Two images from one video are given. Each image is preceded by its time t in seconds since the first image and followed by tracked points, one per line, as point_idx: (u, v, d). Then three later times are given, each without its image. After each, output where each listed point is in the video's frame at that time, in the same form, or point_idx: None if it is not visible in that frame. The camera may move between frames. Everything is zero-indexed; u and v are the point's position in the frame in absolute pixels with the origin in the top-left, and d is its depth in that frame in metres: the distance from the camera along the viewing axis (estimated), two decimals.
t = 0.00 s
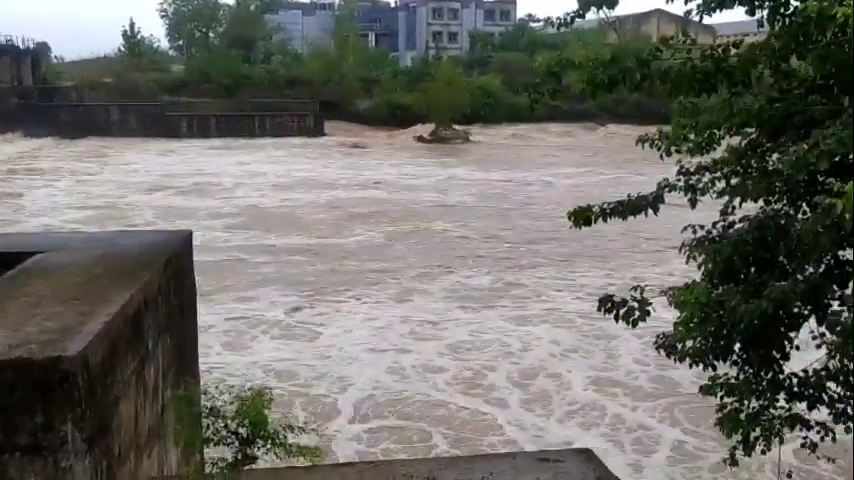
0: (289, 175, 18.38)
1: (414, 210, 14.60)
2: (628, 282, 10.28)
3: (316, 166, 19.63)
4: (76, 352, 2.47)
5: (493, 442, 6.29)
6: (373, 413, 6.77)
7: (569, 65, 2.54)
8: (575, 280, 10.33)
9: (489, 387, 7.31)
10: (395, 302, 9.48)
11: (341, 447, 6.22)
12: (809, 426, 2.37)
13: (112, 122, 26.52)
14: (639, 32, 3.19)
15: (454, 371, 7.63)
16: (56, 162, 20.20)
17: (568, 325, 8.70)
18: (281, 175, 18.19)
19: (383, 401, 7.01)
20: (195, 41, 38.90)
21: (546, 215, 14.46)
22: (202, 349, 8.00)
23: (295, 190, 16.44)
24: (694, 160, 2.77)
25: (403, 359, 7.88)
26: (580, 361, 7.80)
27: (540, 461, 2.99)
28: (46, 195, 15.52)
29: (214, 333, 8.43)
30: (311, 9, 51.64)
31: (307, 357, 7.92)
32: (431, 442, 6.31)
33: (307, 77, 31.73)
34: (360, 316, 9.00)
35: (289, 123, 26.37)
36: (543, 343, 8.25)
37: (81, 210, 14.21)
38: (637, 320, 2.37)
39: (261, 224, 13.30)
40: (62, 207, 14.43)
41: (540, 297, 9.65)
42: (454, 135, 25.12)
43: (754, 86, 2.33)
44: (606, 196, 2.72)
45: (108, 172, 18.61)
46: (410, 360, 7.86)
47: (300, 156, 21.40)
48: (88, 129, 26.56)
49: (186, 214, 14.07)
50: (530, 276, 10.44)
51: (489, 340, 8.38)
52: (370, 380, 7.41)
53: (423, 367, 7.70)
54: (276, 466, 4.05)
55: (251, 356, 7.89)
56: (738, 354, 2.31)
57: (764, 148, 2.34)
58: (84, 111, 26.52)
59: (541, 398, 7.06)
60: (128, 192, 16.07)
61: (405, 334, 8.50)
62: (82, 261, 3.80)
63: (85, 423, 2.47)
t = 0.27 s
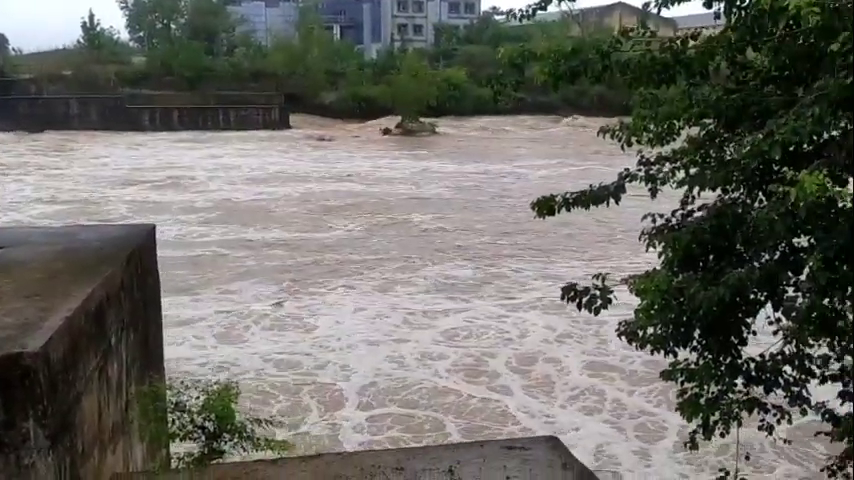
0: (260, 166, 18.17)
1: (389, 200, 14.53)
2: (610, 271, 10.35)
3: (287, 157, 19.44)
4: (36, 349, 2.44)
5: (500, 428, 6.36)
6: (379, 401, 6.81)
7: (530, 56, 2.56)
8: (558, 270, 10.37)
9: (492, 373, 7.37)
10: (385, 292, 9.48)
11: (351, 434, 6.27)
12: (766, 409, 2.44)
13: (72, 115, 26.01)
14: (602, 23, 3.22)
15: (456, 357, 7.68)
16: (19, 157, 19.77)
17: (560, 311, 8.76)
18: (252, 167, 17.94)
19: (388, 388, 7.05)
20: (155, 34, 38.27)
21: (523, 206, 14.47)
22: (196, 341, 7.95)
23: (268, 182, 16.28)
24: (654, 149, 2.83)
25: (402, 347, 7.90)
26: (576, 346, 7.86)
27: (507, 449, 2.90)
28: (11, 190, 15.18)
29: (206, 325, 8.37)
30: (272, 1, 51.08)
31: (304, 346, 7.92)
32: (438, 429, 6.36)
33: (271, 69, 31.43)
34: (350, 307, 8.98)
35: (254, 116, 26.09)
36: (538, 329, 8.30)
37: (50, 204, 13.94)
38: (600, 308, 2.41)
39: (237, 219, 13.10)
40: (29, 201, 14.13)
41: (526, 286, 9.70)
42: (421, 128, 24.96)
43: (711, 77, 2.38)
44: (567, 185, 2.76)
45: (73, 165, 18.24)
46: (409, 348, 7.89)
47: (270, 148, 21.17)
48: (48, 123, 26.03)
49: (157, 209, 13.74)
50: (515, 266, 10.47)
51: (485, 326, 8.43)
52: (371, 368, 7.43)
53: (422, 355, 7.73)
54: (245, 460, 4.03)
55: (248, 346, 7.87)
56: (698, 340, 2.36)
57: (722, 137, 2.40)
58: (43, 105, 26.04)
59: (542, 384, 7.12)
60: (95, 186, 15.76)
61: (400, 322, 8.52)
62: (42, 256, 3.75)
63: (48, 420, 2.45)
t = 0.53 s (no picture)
0: (235, 158, 18.01)
1: (369, 192, 14.51)
2: (593, 259, 10.45)
3: (261, 149, 19.30)
4: None
5: (508, 410, 6.40)
6: (386, 388, 6.84)
7: (498, 47, 2.58)
8: (543, 260, 10.45)
9: (495, 360, 7.41)
10: (376, 283, 9.48)
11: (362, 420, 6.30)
12: (729, 395, 2.49)
13: (35, 108, 25.58)
14: (570, 16, 3.25)
15: (458, 345, 7.72)
16: None
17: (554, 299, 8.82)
18: (228, 159, 17.75)
19: (394, 375, 7.08)
20: (119, 25, 37.64)
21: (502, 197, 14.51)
22: (192, 333, 7.93)
23: (244, 174, 16.16)
24: (620, 140, 2.87)
25: (403, 336, 7.93)
26: (572, 333, 7.94)
27: (477, 438, 2.92)
28: None
29: (200, 316, 8.33)
30: None
31: (304, 336, 7.92)
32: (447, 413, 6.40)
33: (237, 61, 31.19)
34: (343, 297, 9.00)
35: (222, 107, 25.97)
36: (534, 317, 8.36)
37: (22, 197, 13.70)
38: (567, 297, 2.44)
39: (217, 212, 12.94)
40: None
41: (515, 275, 9.77)
42: (390, 120, 24.84)
43: (674, 68, 2.43)
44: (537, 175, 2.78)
45: (42, 158, 17.92)
46: (410, 336, 7.92)
47: (242, 140, 20.99)
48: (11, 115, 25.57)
49: (131, 203, 13.50)
50: (502, 257, 10.50)
51: (482, 313, 8.50)
52: (374, 356, 7.46)
53: (423, 343, 7.76)
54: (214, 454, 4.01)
55: (248, 337, 7.86)
56: (663, 327, 2.41)
57: (685, 127, 2.44)
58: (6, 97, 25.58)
59: (545, 370, 7.18)
60: (65, 178, 15.50)
61: (397, 312, 8.54)
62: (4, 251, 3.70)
63: (12, 416, 2.42)
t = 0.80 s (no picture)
0: (214, 150, 17.83)
1: (350, 185, 14.40)
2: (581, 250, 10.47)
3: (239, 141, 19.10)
4: None
5: (522, 397, 6.40)
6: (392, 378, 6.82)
7: (471, 37, 2.56)
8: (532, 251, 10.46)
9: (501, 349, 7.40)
10: (369, 275, 9.44)
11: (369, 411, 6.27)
12: (700, 385, 2.50)
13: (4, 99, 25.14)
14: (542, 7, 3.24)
15: (462, 334, 7.71)
16: None
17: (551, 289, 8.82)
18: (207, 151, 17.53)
19: (401, 363, 7.07)
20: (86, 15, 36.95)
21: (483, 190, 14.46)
22: (191, 323, 7.91)
23: (224, 167, 16.00)
24: (590, 131, 2.86)
25: (406, 326, 7.91)
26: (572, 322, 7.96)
27: (449, 431, 2.91)
28: None
29: (199, 307, 8.34)
30: None
31: (305, 326, 7.87)
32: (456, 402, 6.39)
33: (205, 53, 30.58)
34: (339, 287, 8.99)
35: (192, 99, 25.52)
36: (534, 306, 8.36)
37: None
38: (539, 287, 2.43)
39: (200, 206, 12.78)
40: None
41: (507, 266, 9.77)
42: (361, 113, 24.59)
43: (645, 59, 2.43)
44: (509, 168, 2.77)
45: (15, 150, 17.60)
46: (412, 326, 7.91)
47: (219, 132, 20.77)
48: None
49: (109, 197, 13.27)
50: (493, 249, 10.49)
51: (483, 300, 8.55)
52: (380, 346, 7.44)
53: (426, 331, 7.76)
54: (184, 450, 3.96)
55: (250, 327, 7.82)
56: (634, 318, 2.41)
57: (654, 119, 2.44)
58: None
59: (551, 358, 7.15)
60: (40, 171, 15.25)
61: (396, 301, 8.55)
62: None
63: None
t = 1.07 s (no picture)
0: (195, 141, 17.66)
1: (336, 178, 14.32)
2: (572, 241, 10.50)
3: (220, 133, 18.93)
4: None
5: (541, 383, 6.41)
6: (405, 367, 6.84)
7: (447, 29, 2.55)
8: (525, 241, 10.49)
9: (511, 336, 7.41)
10: (363, 266, 9.44)
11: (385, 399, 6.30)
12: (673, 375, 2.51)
13: None
14: None
15: (470, 322, 7.72)
16: None
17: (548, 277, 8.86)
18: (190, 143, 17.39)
19: (413, 352, 7.09)
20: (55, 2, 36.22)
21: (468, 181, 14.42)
22: (194, 313, 7.98)
23: (208, 159, 15.88)
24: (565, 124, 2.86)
25: (411, 314, 7.94)
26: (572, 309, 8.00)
27: (426, 424, 2.90)
28: None
29: (202, 297, 8.39)
30: None
31: (311, 316, 7.90)
32: (475, 388, 6.40)
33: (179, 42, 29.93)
34: (338, 277, 9.01)
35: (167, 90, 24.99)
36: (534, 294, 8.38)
37: None
38: (513, 278, 2.43)
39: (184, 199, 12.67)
40: None
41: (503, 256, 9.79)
42: (338, 104, 24.38)
43: (619, 51, 2.44)
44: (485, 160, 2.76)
45: None
46: (418, 315, 7.94)
47: (198, 123, 20.55)
48: None
49: (93, 190, 13.13)
50: (484, 239, 10.53)
51: (484, 287, 8.59)
52: (389, 334, 7.49)
53: (431, 319, 7.80)
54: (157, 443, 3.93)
55: (256, 317, 7.86)
56: (608, 308, 2.41)
57: (627, 111, 2.44)
58: None
59: (559, 345, 7.16)
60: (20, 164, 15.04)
61: (399, 290, 8.60)
62: None
63: None
